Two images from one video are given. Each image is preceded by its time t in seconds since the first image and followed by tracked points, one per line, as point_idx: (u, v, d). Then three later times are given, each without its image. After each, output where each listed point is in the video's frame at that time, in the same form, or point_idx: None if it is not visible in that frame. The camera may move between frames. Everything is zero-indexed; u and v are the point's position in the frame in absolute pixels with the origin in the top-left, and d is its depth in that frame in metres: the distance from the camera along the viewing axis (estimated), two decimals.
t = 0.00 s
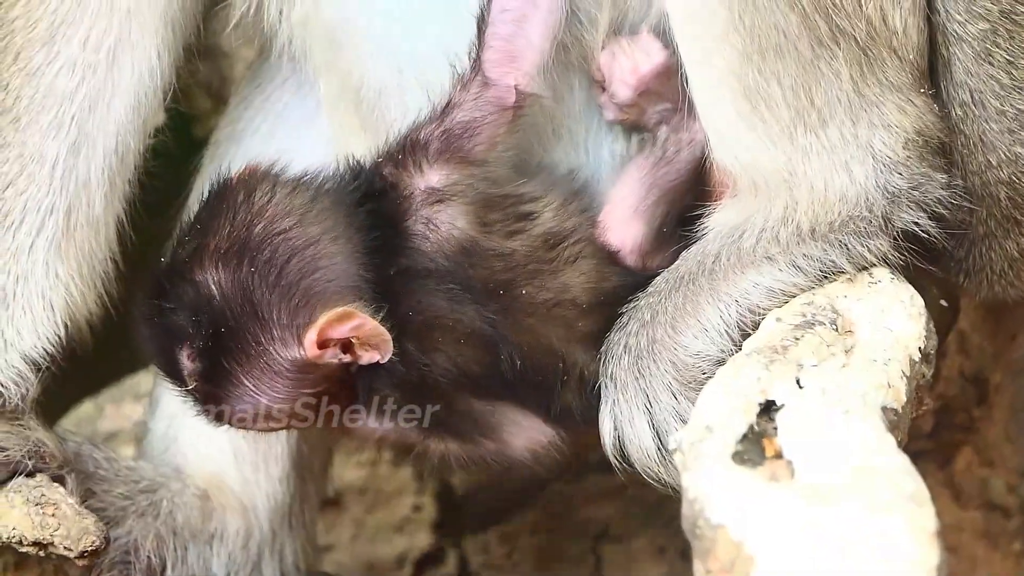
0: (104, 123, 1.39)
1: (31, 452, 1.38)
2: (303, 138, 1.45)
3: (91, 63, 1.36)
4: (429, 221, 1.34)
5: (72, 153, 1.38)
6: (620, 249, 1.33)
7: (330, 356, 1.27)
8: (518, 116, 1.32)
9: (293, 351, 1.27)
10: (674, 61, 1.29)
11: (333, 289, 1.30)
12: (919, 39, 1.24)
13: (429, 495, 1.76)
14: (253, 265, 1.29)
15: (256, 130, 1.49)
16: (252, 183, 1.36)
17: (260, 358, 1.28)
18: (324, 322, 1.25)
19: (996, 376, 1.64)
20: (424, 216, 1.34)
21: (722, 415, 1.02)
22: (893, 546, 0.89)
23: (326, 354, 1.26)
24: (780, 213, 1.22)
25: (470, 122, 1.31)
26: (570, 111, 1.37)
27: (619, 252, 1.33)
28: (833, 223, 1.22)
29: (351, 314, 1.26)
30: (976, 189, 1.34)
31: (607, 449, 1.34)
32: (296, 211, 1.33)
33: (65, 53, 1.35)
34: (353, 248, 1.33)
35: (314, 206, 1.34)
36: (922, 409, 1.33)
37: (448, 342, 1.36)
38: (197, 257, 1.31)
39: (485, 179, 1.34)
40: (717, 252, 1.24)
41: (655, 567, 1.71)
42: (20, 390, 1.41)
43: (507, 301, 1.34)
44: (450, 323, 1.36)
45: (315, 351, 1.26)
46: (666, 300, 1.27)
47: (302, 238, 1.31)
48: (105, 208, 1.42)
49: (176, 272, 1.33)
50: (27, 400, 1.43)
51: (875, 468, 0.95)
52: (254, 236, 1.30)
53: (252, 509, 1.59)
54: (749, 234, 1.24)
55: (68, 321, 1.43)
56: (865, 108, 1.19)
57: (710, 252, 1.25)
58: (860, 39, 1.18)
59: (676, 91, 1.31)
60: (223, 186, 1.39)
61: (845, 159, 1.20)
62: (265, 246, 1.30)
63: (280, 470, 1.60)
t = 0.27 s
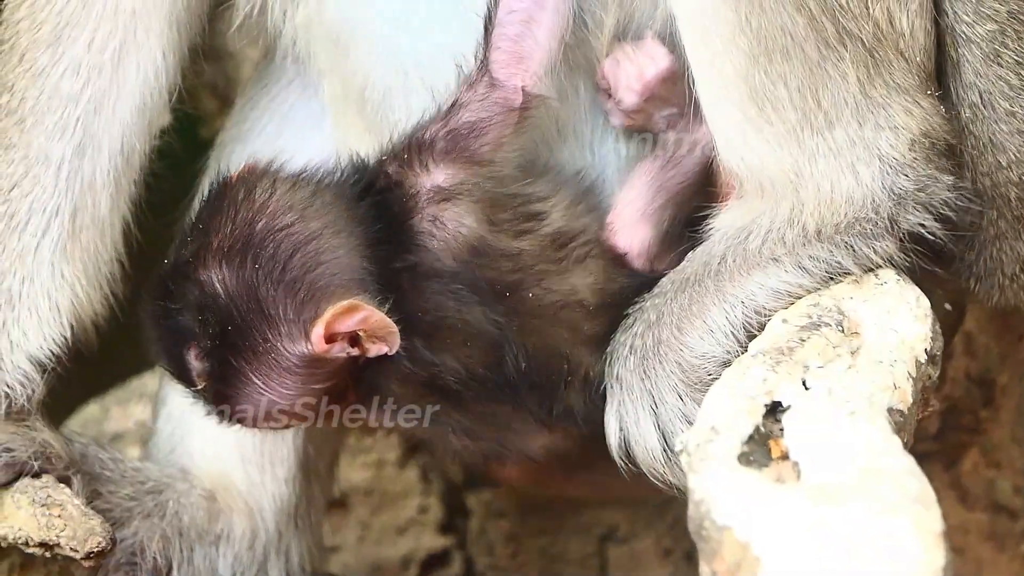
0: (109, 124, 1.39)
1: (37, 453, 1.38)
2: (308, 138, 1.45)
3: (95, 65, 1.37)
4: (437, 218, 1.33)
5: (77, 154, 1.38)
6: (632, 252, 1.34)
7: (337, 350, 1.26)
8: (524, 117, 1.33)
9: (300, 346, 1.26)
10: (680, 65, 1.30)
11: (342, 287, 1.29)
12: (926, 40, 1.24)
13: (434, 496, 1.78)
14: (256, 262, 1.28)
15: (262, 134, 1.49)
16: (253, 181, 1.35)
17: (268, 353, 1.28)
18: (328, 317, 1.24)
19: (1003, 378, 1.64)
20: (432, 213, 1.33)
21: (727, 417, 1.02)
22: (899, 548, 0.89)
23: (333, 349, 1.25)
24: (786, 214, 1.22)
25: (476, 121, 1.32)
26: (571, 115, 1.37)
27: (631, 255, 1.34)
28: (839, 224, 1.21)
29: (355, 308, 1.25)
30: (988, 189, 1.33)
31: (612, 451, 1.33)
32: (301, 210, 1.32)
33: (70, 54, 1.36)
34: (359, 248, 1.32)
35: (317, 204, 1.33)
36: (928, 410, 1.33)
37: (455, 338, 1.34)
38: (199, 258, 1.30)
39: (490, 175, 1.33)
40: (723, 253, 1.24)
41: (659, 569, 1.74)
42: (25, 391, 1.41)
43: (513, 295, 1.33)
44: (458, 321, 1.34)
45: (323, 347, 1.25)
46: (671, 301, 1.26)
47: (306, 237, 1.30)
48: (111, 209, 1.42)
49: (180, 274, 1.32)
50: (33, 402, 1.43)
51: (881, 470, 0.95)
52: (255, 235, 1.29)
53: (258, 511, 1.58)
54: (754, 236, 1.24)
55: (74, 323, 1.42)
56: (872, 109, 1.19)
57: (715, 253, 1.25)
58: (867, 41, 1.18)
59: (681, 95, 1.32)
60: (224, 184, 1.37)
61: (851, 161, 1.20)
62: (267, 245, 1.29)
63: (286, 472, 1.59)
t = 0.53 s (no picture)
0: (115, 123, 1.40)
1: (44, 452, 1.38)
2: (315, 137, 1.44)
3: (102, 63, 1.37)
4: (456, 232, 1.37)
5: (84, 153, 1.39)
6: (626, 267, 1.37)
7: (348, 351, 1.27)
8: (542, 127, 1.36)
9: (313, 345, 1.26)
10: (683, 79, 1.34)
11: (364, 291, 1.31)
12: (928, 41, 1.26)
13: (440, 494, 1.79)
14: (274, 258, 1.28)
15: (268, 133, 1.48)
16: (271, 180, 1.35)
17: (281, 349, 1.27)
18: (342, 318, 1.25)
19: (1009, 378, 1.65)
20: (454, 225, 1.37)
21: (731, 417, 1.02)
22: (904, 549, 0.89)
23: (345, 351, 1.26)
24: (791, 214, 1.22)
25: (497, 133, 1.35)
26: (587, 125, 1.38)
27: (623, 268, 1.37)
28: (845, 223, 1.22)
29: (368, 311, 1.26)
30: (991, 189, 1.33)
31: (622, 450, 1.34)
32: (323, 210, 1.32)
33: (77, 52, 1.37)
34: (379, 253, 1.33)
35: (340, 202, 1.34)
36: (934, 410, 1.34)
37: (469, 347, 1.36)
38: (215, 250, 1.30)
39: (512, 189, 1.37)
40: (729, 253, 1.25)
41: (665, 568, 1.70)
42: (32, 390, 1.42)
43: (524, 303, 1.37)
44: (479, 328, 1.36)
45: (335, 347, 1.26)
46: (677, 301, 1.27)
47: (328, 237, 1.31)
48: (118, 207, 1.43)
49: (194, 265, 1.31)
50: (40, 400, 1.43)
51: (885, 470, 0.94)
52: (274, 232, 1.29)
53: (264, 510, 1.59)
54: (760, 235, 1.24)
55: (81, 321, 1.43)
56: (876, 108, 1.19)
57: (722, 253, 1.25)
58: (870, 40, 1.18)
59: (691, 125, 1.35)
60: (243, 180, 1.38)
61: (857, 160, 1.20)
62: (284, 242, 1.29)
63: (292, 470, 1.59)
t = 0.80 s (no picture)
0: (122, 125, 1.44)
1: (45, 450, 1.38)
2: (320, 130, 1.40)
3: (108, 64, 1.43)
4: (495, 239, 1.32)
5: (90, 153, 1.44)
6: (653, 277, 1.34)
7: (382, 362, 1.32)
8: (587, 134, 1.31)
9: (356, 353, 1.31)
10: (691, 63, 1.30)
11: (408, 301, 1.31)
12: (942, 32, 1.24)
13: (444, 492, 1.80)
14: (335, 264, 1.28)
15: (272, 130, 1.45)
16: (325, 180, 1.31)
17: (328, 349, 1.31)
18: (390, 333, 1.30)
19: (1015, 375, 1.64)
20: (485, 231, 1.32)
21: (735, 415, 1.02)
22: (907, 546, 0.89)
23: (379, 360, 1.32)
24: (794, 211, 1.26)
25: (544, 142, 1.30)
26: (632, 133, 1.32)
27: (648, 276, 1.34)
28: (848, 220, 1.25)
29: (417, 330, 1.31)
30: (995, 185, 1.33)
31: (630, 449, 1.38)
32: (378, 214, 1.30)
33: (83, 53, 1.43)
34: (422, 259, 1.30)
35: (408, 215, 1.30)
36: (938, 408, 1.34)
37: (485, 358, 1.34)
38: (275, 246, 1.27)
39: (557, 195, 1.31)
40: (731, 250, 1.29)
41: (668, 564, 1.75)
42: (34, 390, 1.45)
43: (542, 304, 1.33)
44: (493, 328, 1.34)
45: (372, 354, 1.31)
46: (679, 300, 1.32)
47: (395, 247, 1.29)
48: (123, 208, 1.46)
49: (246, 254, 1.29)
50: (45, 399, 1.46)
51: (888, 468, 0.95)
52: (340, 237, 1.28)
53: (267, 508, 1.57)
54: (763, 233, 1.28)
55: (87, 322, 1.45)
56: (881, 105, 1.22)
57: (724, 251, 1.30)
58: (873, 38, 1.22)
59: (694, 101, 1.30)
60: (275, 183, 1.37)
61: (862, 156, 1.23)
62: (353, 250, 1.28)
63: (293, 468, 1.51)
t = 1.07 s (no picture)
0: (125, 124, 1.45)
1: (49, 448, 1.38)
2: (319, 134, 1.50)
3: (112, 63, 1.44)
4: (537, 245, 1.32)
5: (94, 152, 1.45)
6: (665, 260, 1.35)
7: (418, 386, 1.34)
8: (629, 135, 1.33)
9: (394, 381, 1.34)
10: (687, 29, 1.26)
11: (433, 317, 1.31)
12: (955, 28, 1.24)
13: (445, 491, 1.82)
14: (392, 307, 1.29)
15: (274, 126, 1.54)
16: (394, 214, 1.32)
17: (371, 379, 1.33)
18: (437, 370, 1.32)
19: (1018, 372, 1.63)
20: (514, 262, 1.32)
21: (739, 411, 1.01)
22: (906, 546, 0.88)
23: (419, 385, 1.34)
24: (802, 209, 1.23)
25: (585, 148, 1.33)
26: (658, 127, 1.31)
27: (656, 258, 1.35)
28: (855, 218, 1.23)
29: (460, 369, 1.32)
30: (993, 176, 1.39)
31: (636, 443, 1.39)
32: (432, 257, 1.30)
33: (86, 52, 1.43)
34: (476, 301, 1.31)
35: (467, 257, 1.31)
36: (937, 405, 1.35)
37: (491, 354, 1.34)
38: (336, 276, 1.28)
39: (593, 201, 1.33)
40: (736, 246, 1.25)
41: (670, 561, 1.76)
42: (39, 390, 1.46)
43: (549, 301, 1.33)
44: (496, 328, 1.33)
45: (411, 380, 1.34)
46: (681, 298, 1.34)
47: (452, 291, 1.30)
48: (127, 208, 1.48)
49: (296, 275, 1.28)
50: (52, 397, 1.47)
51: (891, 465, 0.94)
52: (401, 278, 1.30)
53: (270, 507, 1.57)
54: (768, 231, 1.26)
55: (92, 322, 1.49)
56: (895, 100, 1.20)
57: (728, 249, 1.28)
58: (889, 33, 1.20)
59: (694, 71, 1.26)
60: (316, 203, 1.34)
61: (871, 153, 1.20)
62: (411, 294, 1.30)
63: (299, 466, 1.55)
